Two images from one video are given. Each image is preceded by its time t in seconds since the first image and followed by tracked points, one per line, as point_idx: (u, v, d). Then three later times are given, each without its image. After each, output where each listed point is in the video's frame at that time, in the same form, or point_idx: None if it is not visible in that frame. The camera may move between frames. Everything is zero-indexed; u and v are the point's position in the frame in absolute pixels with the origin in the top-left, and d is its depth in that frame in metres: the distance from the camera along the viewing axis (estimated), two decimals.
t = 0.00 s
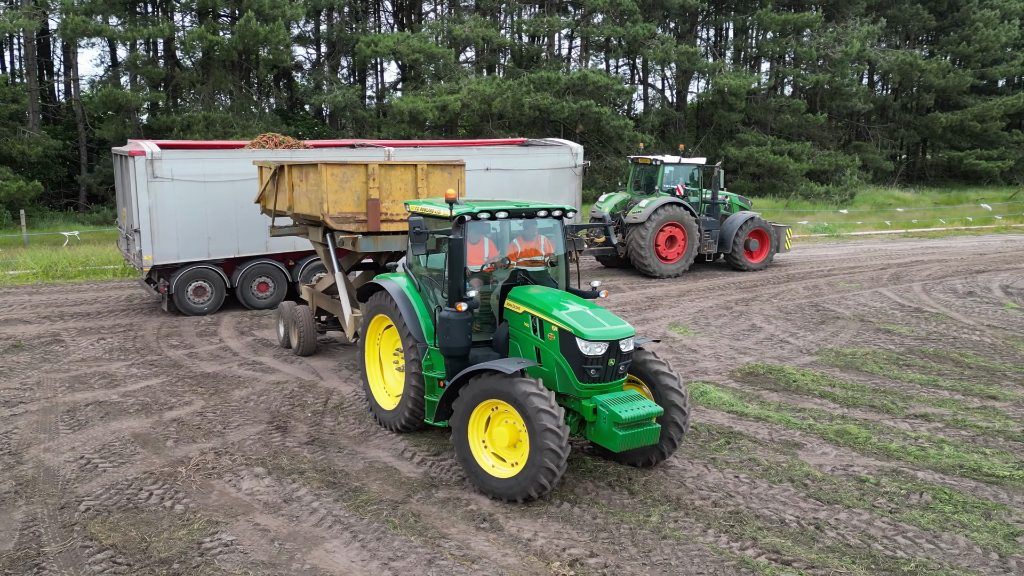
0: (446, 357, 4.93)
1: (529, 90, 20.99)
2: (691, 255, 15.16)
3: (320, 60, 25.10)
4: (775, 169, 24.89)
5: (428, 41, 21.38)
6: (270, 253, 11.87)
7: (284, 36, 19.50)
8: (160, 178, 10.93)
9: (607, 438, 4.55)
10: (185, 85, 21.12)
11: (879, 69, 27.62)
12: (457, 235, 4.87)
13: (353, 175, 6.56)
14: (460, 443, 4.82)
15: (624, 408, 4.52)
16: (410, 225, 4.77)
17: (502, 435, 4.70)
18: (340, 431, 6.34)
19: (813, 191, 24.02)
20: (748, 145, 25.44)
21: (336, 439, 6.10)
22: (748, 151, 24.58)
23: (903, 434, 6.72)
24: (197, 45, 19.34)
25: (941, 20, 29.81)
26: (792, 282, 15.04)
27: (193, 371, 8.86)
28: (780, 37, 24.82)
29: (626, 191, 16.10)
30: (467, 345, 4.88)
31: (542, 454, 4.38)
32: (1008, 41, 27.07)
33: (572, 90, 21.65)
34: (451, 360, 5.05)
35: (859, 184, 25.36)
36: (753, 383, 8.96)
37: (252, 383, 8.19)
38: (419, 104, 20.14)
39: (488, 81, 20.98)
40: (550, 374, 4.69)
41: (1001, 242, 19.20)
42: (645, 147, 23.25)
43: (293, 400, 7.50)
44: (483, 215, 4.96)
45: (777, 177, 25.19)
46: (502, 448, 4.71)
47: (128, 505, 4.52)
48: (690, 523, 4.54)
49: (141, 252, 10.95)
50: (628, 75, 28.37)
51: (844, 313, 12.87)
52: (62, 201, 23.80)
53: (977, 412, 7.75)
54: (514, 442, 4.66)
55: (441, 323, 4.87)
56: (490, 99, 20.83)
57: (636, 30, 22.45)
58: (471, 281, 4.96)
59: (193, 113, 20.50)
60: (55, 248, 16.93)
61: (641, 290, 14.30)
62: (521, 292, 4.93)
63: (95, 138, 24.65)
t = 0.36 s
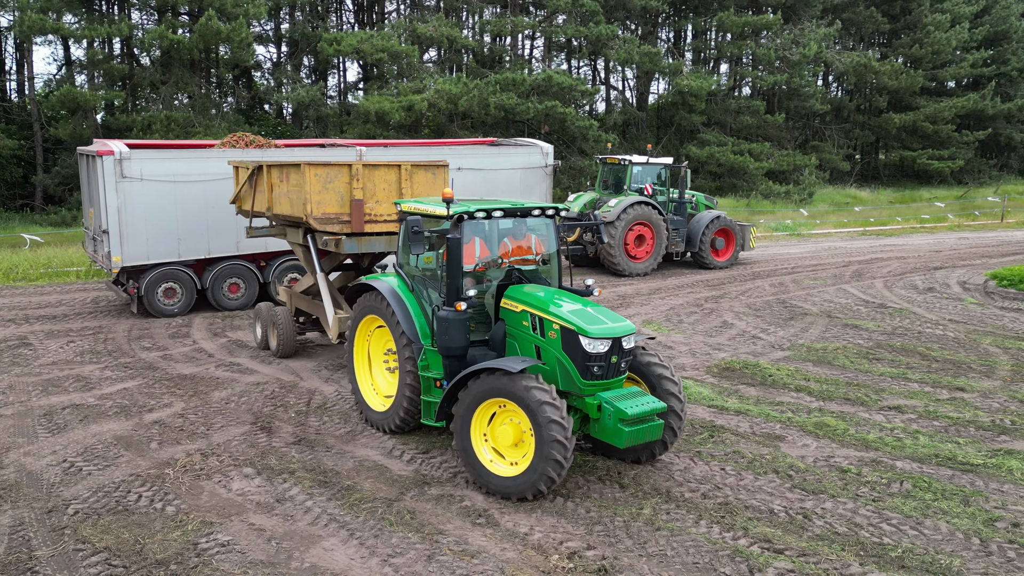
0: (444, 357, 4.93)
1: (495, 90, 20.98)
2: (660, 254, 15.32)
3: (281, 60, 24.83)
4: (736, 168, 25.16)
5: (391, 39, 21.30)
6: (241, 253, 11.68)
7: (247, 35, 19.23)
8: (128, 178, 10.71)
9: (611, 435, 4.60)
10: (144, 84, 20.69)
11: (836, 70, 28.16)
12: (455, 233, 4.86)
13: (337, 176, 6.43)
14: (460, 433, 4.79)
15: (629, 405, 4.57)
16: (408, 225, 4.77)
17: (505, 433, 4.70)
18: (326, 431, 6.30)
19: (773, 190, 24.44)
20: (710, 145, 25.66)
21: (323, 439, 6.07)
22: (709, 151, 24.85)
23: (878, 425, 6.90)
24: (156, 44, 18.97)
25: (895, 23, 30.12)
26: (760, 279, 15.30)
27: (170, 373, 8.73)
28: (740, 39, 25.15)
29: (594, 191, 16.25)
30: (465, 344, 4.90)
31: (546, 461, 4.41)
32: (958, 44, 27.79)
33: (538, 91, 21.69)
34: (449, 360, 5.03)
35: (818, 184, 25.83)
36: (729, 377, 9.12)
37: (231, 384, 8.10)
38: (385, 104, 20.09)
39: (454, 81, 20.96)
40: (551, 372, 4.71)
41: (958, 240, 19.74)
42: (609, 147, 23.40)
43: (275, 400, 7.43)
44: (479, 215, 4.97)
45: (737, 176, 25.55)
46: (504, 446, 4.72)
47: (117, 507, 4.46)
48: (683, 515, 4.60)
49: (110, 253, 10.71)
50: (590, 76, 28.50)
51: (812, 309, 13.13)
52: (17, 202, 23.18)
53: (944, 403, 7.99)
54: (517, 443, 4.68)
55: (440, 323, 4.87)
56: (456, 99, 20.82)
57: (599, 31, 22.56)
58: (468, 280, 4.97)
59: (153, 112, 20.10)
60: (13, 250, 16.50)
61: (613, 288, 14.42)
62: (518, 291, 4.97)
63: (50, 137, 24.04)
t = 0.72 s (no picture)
0: (441, 358, 4.91)
1: (460, 89, 20.90)
2: (628, 253, 15.48)
3: (241, 61, 24.55)
4: (697, 168, 25.09)
5: (354, 38, 21.16)
6: (210, 254, 11.47)
7: (208, 34, 18.91)
8: (94, 178, 10.46)
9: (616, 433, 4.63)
10: (101, 82, 20.21)
11: (793, 72, 28.54)
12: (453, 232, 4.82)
13: (320, 176, 6.33)
14: (463, 422, 4.74)
15: (632, 402, 4.62)
16: (406, 225, 4.73)
17: (508, 432, 4.67)
18: (309, 431, 6.25)
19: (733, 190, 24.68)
20: (671, 145, 25.73)
21: (307, 440, 6.01)
22: (670, 152, 24.85)
23: (854, 418, 7.07)
24: (113, 43, 18.55)
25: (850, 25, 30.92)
26: (726, 277, 15.53)
27: (143, 376, 8.57)
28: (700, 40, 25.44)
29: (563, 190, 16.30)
30: (462, 345, 4.88)
31: (548, 472, 4.43)
32: (910, 46, 28.32)
33: (502, 91, 21.60)
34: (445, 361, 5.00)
35: (777, 183, 26.27)
36: (706, 373, 9.25)
37: (208, 386, 7.97)
38: (348, 104, 20.01)
39: (419, 81, 20.89)
40: (552, 370, 4.74)
41: (913, 237, 20.20)
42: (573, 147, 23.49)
43: (254, 402, 7.34)
44: (475, 214, 4.95)
45: (698, 176, 25.54)
46: (504, 444, 4.70)
47: (103, 512, 4.40)
48: (672, 508, 4.66)
49: (75, 255, 10.45)
50: (552, 76, 28.46)
51: (779, 306, 13.36)
52: None
53: (916, 396, 8.22)
54: (518, 446, 4.66)
55: (437, 323, 4.84)
56: (421, 98, 20.76)
57: (562, 31, 22.61)
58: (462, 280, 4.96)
59: (110, 111, 19.68)
60: None
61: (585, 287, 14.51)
62: (513, 290, 4.98)
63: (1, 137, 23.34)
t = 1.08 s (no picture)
0: (439, 359, 4.87)
1: (425, 89, 20.81)
2: (598, 250, 15.50)
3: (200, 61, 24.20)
4: (659, 168, 25.29)
5: (317, 37, 21.01)
6: (178, 255, 11.26)
7: (169, 34, 18.57)
8: (59, 178, 10.20)
9: (619, 433, 4.64)
10: (56, 82, 19.71)
11: (753, 73, 28.99)
12: (450, 232, 4.77)
13: (302, 176, 6.24)
14: (467, 413, 4.69)
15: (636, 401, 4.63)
16: (403, 226, 4.66)
17: (512, 432, 4.64)
18: (291, 433, 6.18)
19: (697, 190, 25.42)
20: (633, 145, 25.80)
21: (290, 442, 5.95)
22: (632, 152, 24.89)
23: (830, 412, 7.22)
24: (70, 41, 18.09)
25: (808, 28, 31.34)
26: (693, 276, 15.70)
27: (115, 380, 8.39)
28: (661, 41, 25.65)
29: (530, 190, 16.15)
30: (460, 346, 4.84)
31: (547, 481, 4.44)
32: (865, 49, 28.86)
33: (467, 91, 21.52)
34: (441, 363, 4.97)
35: (738, 183, 26.64)
36: (683, 370, 9.36)
37: (183, 389, 7.83)
38: (311, 103, 19.93)
39: (382, 80, 20.81)
40: (553, 370, 4.73)
41: (871, 236, 20.64)
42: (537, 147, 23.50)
43: (232, 404, 7.24)
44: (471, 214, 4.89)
45: (661, 177, 25.56)
46: (505, 442, 4.67)
47: (86, 517, 4.32)
48: (661, 503, 4.71)
49: (40, 257, 10.17)
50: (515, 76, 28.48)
51: (747, 304, 13.56)
52: None
53: (887, 390, 8.43)
54: (518, 450, 4.64)
55: (435, 325, 4.80)
56: (385, 98, 20.68)
57: (525, 31, 22.62)
58: (459, 281, 4.93)
59: (68, 111, 19.23)
60: None
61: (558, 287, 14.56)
62: (509, 291, 4.97)
63: None
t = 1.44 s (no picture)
0: (435, 360, 4.85)
1: (390, 88, 20.72)
2: (567, 251, 15.47)
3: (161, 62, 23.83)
4: (624, 168, 25.38)
5: (282, 36, 20.81)
6: (146, 257, 11.06)
7: (130, 32, 18.20)
8: (23, 179, 9.94)
9: (620, 430, 4.67)
10: (10, 81, 19.16)
11: (715, 74, 29.37)
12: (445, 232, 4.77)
13: (283, 177, 6.19)
14: (471, 405, 4.66)
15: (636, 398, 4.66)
16: (400, 226, 4.63)
17: (512, 431, 4.63)
18: (274, 434, 6.13)
19: (659, 189, 25.24)
20: (598, 145, 25.78)
21: (273, 443, 5.90)
22: (596, 153, 24.87)
23: (804, 407, 7.37)
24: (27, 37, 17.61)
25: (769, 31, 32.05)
26: (662, 275, 15.87)
27: (87, 383, 8.23)
28: (625, 41, 25.79)
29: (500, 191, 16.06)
30: (457, 346, 4.84)
31: (540, 487, 4.48)
32: (823, 50, 29.36)
33: (433, 91, 21.37)
34: (436, 363, 4.97)
35: (701, 183, 26.93)
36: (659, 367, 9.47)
37: (159, 392, 7.71)
38: (276, 102, 19.80)
39: (348, 80, 20.68)
40: (552, 369, 4.75)
41: (832, 234, 21.04)
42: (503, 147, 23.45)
43: (210, 405, 7.14)
44: (466, 214, 4.88)
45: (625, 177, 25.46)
46: (504, 439, 4.66)
47: (69, 523, 4.26)
48: (647, 498, 4.77)
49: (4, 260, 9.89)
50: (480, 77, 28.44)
51: (717, 302, 13.75)
52: None
53: (858, 384, 8.66)
54: (516, 449, 4.65)
55: (432, 325, 4.79)
56: (350, 98, 20.56)
57: (490, 32, 22.61)
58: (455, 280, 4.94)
59: (25, 109, 18.74)
60: None
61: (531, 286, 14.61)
62: (504, 291, 4.99)
63: None
